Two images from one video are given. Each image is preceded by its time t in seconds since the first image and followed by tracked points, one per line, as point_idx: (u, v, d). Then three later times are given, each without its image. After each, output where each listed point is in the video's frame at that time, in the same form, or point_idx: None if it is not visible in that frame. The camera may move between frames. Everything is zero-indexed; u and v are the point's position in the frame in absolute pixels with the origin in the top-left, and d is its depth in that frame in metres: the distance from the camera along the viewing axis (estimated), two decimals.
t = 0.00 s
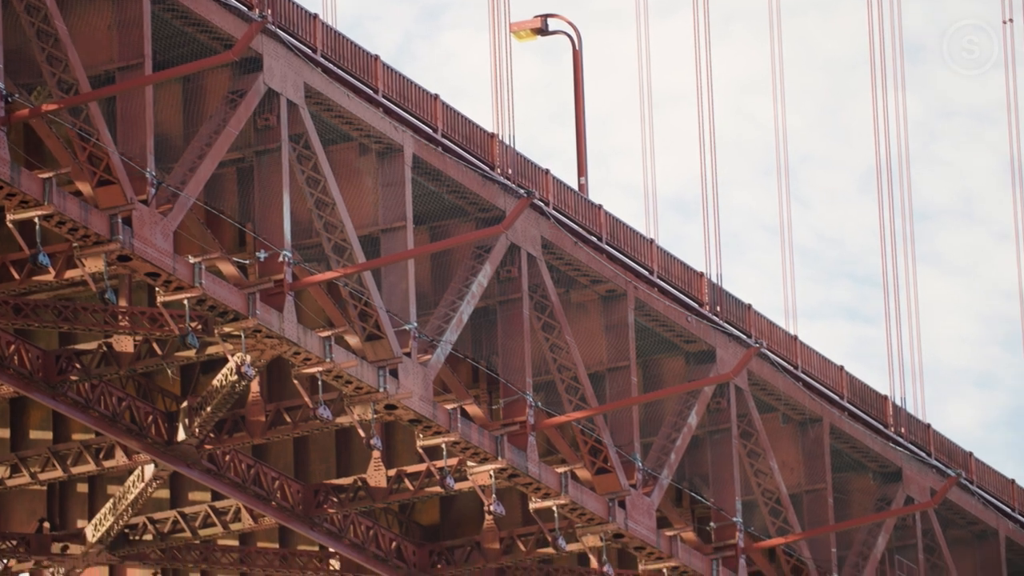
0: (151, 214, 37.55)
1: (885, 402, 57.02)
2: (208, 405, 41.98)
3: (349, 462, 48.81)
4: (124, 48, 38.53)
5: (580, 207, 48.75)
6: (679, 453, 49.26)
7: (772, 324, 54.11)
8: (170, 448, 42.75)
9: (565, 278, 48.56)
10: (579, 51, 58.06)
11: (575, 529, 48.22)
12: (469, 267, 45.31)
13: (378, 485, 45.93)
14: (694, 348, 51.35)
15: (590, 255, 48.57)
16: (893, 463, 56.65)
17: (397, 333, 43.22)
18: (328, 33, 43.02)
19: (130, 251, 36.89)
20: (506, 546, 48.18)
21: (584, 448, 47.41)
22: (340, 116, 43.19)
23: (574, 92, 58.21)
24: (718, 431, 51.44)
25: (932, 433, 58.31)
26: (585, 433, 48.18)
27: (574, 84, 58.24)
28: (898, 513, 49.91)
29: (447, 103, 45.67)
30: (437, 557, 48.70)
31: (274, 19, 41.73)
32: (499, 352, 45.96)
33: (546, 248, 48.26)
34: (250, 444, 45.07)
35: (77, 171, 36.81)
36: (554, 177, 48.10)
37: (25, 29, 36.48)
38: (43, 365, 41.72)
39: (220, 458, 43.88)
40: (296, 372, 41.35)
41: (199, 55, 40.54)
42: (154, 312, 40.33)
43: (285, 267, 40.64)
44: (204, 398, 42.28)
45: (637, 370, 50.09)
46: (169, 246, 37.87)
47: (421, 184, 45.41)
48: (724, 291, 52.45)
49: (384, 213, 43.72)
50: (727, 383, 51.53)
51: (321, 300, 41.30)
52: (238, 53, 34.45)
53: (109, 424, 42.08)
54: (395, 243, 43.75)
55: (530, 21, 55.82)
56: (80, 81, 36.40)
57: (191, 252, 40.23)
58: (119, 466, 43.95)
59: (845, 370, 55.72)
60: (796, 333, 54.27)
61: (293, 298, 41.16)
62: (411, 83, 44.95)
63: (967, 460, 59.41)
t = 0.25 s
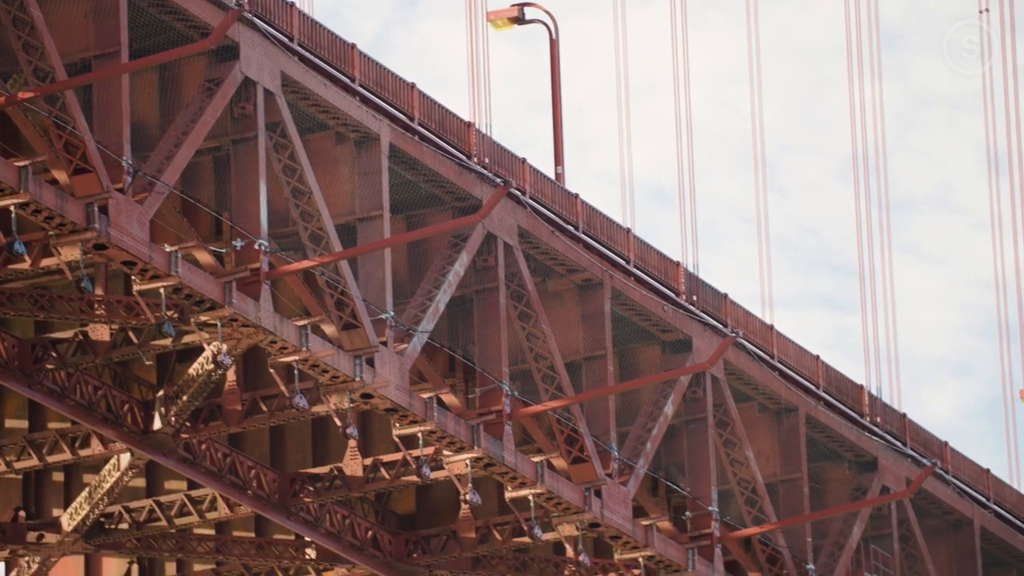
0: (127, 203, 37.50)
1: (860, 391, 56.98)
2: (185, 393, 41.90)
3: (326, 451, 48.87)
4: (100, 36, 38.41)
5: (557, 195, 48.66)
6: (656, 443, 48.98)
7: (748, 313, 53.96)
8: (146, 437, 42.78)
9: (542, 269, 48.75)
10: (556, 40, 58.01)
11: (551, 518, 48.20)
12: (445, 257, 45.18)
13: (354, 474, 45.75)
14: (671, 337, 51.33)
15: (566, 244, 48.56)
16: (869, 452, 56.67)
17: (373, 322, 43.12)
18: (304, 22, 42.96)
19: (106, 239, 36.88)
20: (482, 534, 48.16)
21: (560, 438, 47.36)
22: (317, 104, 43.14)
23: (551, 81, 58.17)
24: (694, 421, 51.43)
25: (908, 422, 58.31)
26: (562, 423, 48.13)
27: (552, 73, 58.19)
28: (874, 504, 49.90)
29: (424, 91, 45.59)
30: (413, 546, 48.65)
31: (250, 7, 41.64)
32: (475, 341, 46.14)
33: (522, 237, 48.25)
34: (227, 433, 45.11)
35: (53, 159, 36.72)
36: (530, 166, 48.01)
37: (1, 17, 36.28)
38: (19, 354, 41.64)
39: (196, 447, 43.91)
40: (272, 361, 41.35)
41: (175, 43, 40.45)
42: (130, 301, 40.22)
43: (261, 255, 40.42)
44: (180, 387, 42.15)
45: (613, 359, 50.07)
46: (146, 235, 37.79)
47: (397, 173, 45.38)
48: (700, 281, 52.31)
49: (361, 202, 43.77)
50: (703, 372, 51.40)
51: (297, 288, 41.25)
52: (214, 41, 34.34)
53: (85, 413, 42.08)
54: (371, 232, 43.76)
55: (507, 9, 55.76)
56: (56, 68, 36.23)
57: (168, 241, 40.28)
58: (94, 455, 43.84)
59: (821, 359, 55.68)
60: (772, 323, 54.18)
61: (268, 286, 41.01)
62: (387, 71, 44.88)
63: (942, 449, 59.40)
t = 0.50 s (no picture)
0: (100, 193, 37.47)
1: (833, 383, 56.97)
2: (157, 385, 41.88)
3: (298, 444, 48.56)
4: (73, 27, 38.35)
5: (530, 187, 48.56)
6: (628, 435, 48.79)
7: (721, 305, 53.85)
8: (118, 428, 42.76)
9: (516, 261, 48.86)
10: (530, 31, 57.99)
11: (524, 510, 48.16)
12: (419, 248, 45.08)
13: (326, 466, 45.86)
14: (644, 329, 51.32)
15: (539, 236, 48.47)
16: (841, 445, 56.71)
17: (347, 313, 43.12)
18: (277, 13, 42.92)
19: (78, 230, 36.91)
20: (454, 526, 48.15)
21: (533, 430, 47.41)
22: (290, 95, 43.08)
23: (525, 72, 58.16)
24: (666, 412, 51.26)
25: (880, 414, 58.30)
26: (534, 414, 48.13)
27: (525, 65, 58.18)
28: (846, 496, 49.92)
29: (397, 82, 45.47)
30: (386, 538, 48.63)
31: None
32: (448, 333, 46.23)
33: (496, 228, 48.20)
34: (200, 424, 45.09)
35: (25, 150, 36.69)
36: (504, 157, 47.91)
37: None
38: None
39: (169, 439, 43.94)
40: (245, 352, 41.30)
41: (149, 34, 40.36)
42: (103, 292, 40.23)
43: (234, 246, 40.31)
44: (153, 378, 42.13)
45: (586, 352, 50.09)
46: (118, 226, 37.79)
47: (371, 164, 45.32)
48: (674, 273, 52.25)
49: (335, 193, 43.82)
50: (675, 364, 51.32)
51: (270, 280, 41.20)
52: (187, 32, 34.28)
53: (57, 404, 42.12)
54: (344, 224, 43.75)
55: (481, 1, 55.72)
56: (28, 59, 36.19)
57: (140, 232, 40.56)
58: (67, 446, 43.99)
59: (794, 351, 55.68)
60: (745, 315, 54.09)
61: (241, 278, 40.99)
62: (360, 63, 44.82)
63: (914, 441, 59.38)
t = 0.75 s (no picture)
0: (71, 182, 37.44)
1: (803, 374, 57.01)
2: (129, 374, 41.92)
3: (270, 435, 48.58)
4: (44, 16, 38.29)
5: (502, 177, 48.48)
6: (600, 426, 48.90)
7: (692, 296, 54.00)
8: (89, 418, 42.69)
9: (488, 251, 48.69)
10: (502, 23, 58.03)
11: (496, 501, 48.16)
12: (391, 239, 45.11)
13: (298, 456, 45.68)
14: (615, 321, 51.32)
15: (511, 227, 48.42)
16: (812, 435, 56.73)
17: (318, 304, 43.12)
18: (250, 3, 42.91)
19: (49, 220, 36.86)
20: (425, 517, 48.10)
21: (504, 420, 47.39)
22: (262, 86, 43.12)
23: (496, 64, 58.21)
24: (638, 403, 51.36)
25: (850, 405, 58.36)
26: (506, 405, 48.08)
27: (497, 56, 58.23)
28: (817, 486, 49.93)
29: (369, 73, 45.43)
30: (357, 528, 48.61)
31: None
32: (420, 323, 46.13)
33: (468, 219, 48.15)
34: (172, 414, 44.99)
35: None
36: (476, 148, 47.83)
37: None
38: None
39: (140, 428, 43.80)
40: (217, 342, 41.31)
41: (120, 23, 40.30)
42: (74, 282, 40.17)
43: (205, 237, 40.32)
44: (124, 368, 42.19)
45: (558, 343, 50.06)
46: (90, 215, 37.74)
47: (343, 154, 45.30)
48: (645, 264, 52.23)
49: (306, 183, 43.76)
50: (647, 354, 51.40)
51: (242, 270, 41.18)
52: (159, 21, 34.25)
53: (28, 393, 41.91)
54: (316, 214, 43.71)
55: None
56: None
57: (113, 221, 40.32)
58: (38, 436, 44.11)
59: (765, 342, 55.69)
60: (717, 306, 54.10)
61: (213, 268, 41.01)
62: (333, 53, 44.79)
63: (884, 432, 59.42)
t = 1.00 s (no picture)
0: (43, 167, 37.40)
1: (776, 359, 56.97)
2: (101, 359, 42.02)
3: (243, 419, 48.53)
4: (15, 1, 38.22)
5: (475, 163, 48.33)
6: (572, 411, 48.65)
7: (664, 281, 53.63)
8: (61, 403, 42.69)
9: (461, 236, 48.84)
10: (475, 8, 58.02)
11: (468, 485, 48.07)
12: (364, 224, 44.89)
13: (271, 441, 45.86)
14: (588, 306, 51.25)
15: (484, 212, 48.30)
16: (783, 421, 56.70)
17: (291, 289, 43.10)
18: None
19: (21, 204, 36.77)
20: (397, 502, 48.36)
21: (477, 406, 47.43)
22: (234, 71, 43.07)
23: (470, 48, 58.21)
24: (609, 388, 51.40)
25: (822, 390, 58.34)
26: (479, 390, 48.14)
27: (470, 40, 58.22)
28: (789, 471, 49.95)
29: (342, 58, 45.27)
30: (330, 513, 48.49)
31: None
32: (392, 308, 46.49)
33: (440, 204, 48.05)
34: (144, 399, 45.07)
35: None
36: (449, 133, 47.69)
37: None
38: None
39: (112, 413, 43.99)
40: (189, 327, 41.27)
41: (92, 8, 40.21)
42: (46, 267, 40.07)
43: (178, 221, 40.23)
44: (96, 353, 42.28)
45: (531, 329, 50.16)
46: (61, 200, 37.71)
47: (316, 139, 45.35)
48: (617, 249, 52.10)
49: (279, 168, 43.74)
50: (619, 340, 51.42)
51: (214, 255, 41.11)
52: (130, 5, 34.20)
53: None
54: (288, 199, 43.55)
55: None
56: None
57: (83, 207, 40.38)
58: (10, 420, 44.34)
59: (737, 328, 55.55)
60: (688, 292, 53.91)
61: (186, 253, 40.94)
62: (305, 38, 44.63)
63: (856, 417, 59.45)
